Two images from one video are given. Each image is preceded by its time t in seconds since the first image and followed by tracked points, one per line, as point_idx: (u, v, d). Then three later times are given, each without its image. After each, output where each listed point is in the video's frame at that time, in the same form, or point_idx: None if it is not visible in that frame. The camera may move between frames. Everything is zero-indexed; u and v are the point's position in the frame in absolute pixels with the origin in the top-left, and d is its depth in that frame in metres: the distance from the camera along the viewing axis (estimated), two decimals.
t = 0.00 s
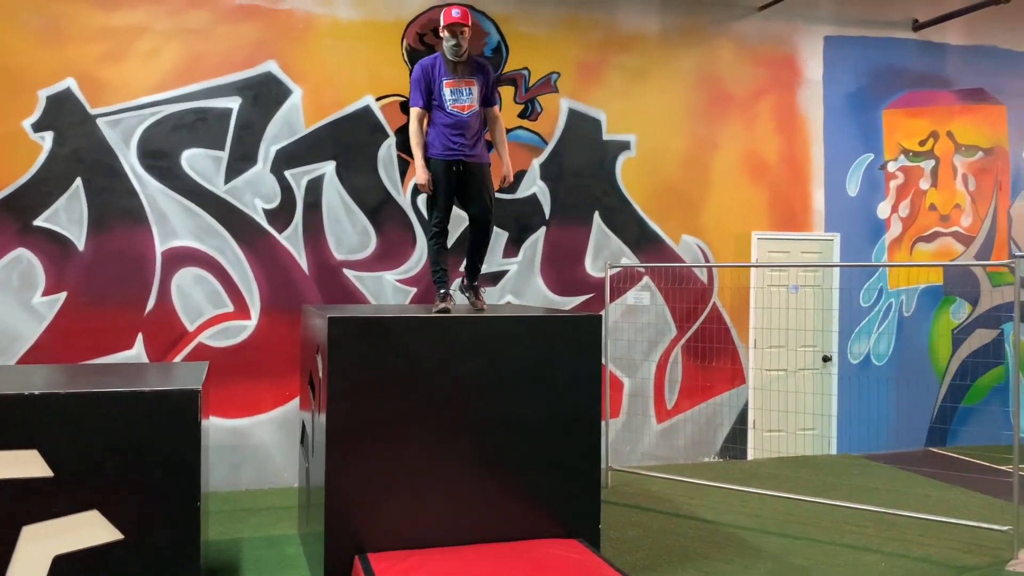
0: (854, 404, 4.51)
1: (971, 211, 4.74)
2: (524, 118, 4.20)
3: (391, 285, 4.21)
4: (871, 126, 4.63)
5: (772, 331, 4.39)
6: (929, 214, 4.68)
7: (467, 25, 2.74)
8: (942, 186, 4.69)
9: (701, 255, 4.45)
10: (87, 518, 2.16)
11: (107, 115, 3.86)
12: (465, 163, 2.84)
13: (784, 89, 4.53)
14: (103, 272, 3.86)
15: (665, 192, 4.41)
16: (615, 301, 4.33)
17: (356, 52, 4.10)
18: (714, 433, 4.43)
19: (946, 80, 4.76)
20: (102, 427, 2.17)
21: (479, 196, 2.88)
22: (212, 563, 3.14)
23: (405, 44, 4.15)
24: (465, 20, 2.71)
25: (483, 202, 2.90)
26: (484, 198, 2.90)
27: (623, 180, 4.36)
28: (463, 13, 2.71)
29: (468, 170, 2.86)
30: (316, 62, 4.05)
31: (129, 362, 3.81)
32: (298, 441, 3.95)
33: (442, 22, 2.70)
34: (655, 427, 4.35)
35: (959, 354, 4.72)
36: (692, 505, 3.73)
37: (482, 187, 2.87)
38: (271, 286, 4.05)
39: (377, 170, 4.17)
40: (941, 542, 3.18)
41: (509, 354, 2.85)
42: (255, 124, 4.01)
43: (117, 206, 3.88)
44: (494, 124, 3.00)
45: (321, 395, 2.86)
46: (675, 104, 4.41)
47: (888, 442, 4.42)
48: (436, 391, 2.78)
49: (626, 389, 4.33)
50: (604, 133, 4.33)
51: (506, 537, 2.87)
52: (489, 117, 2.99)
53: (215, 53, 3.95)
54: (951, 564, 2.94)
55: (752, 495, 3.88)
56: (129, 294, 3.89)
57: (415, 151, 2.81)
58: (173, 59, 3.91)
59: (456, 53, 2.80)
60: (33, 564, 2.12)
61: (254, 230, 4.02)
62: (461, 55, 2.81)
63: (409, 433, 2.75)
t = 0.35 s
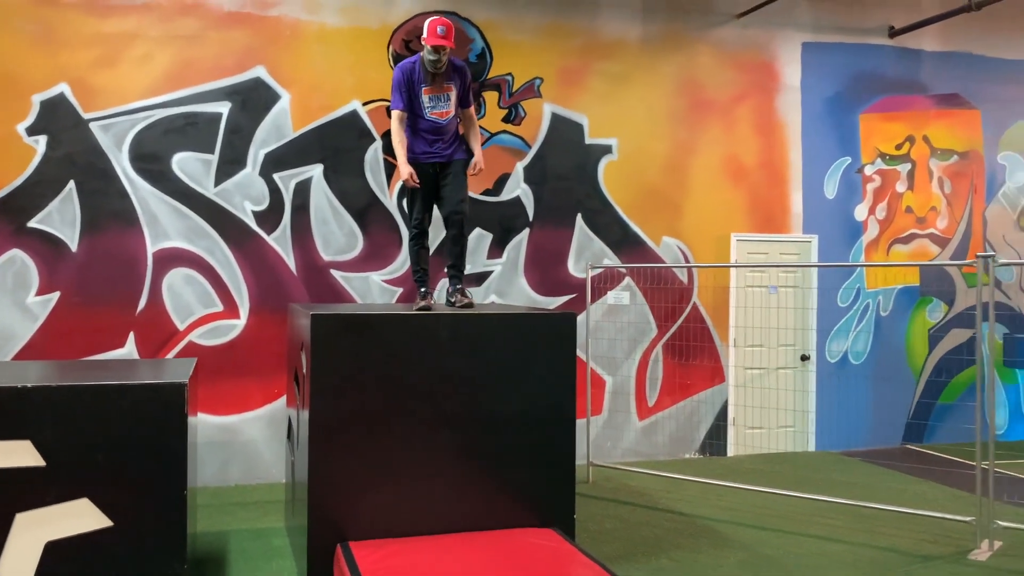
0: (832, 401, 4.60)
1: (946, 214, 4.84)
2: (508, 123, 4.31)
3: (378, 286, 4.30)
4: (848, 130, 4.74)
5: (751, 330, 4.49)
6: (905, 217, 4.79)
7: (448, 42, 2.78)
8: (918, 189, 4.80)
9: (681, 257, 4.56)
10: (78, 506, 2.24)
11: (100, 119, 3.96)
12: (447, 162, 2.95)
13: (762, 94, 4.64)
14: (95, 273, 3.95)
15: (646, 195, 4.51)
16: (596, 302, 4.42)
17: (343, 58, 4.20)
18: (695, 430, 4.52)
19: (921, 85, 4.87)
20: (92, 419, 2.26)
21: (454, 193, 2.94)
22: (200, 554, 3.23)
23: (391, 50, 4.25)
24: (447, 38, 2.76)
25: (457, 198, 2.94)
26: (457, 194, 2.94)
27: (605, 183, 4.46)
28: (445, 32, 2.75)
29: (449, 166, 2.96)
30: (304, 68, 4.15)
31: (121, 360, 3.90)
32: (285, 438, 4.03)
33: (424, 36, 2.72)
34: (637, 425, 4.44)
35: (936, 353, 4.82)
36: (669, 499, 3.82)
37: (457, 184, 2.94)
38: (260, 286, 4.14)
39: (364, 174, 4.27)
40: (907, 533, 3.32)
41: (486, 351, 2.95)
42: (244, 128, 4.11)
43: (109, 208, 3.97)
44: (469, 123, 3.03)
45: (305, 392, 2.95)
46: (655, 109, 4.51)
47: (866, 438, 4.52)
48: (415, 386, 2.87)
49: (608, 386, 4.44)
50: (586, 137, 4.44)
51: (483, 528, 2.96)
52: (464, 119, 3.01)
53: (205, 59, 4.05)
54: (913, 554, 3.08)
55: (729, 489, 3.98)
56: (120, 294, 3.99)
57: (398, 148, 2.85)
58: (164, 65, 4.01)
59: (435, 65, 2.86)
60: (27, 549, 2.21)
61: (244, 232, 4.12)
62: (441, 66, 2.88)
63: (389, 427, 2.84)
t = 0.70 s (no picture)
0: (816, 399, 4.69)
1: (928, 216, 4.94)
2: (497, 127, 4.42)
3: (370, 286, 4.40)
4: (831, 134, 4.84)
5: (735, 329, 4.53)
6: (887, 219, 4.88)
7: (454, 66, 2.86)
8: (900, 192, 4.90)
9: (667, 258, 4.67)
10: (77, 497, 2.34)
11: (99, 123, 4.06)
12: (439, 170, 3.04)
13: (747, 99, 4.74)
14: (93, 273, 4.05)
15: (632, 198, 4.62)
16: (582, 303, 4.54)
17: (336, 64, 4.30)
18: (681, 427, 4.61)
19: (904, 91, 4.98)
20: (90, 413, 2.35)
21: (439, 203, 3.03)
22: (194, 546, 3.32)
23: (383, 56, 4.34)
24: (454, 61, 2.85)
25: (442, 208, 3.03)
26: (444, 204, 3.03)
27: (592, 186, 4.57)
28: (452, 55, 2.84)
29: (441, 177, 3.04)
30: (298, 74, 4.26)
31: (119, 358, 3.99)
32: (278, 434, 4.13)
33: (430, 57, 2.78)
34: (624, 422, 4.55)
35: (918, 352, 4.91)
36: (653, 493, 3.91)
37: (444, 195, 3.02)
38: (255, 286, 4.24)
39: (356, 177, 4.38)
40: (881, 526, 3.43)
41: (470, 348, 3.04)
42: (240, 132, 4.21)
43: (107, 210, 4.07)
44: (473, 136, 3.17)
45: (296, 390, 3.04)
46: (642, 114, 4.62)
47: (848, 437, 4.58)
48: (403, 382, 2.96)
49: (595, 384, 4.55)
50: (574, 141, 4.54)
51: (469, 520, 3.05)
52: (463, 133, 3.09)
53: (201, 65, 4.15)
54: (885, 546, 3.19)
55: (711, 484, 4.08)
56: (117, 293, 4.08)
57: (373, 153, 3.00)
58: (161, 71, 4.11)
59: (437, 86, 2.89)
60: (28, 538, 2.30)
61: (239, 234, 4.22)
62: (445, 88, 2.91)
63: (377, 421, 2.93)
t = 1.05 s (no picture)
0: (807, 393, 4.77)
1: (916, 215, 5.04)
2: (493, 127, 4.53)
3: (368, 282, 4.50)
4: (820, 134, 4.93)
5: (727, 325, 4.67)
6: (876, 217, 4.98)
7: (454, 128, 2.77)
8: (888, 191, 4.99)
9: (659, 255, 4.76)
10: (85, 483, 2.43)
11: (103, 123, 4.15)
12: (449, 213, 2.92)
13: (737, 100, 4.84)
14: (97, 269, 4.14)
15: (625, 196, 4.72)
16: (576, 300, 4.65)
17: (335, 66, 4.39)
18: (673, 421, 4.70)
19: (892, 91, 5.07)
20: (97, 402, 2.44)
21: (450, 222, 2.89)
22: (196, 535, 3.40)
23: (381, 57, 4.43)
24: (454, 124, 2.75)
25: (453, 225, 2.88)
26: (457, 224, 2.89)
27: (586, 185, 4.67)
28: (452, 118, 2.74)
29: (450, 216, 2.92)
30: (297, 75, 4.35)
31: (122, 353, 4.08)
32: (278, 426, 4.22)
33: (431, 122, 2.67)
34: (616, 416, 4.64)
35: (906, 347, 5.01)
36: (644, 485, 4.00)
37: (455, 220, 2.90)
38: (255, 282, 4.33)
39: (355, 177, 4.45)
40: (865, 515, 3.53)
41: (464, 340, 3.13)
42: (240, 132, 4.30)
43: (110, 208, 4.16)
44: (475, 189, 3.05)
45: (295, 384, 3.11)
46: (634, 114, 4.71)
47: (839, 431, 4.72)
48: (398, 373, 3.05)
49: (589, 379, 4.64)
50: (568, 141, 4.64)
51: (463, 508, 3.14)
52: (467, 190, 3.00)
53: (202, 66, 4.25)
54: (868, 533, 3.29)
55: (701, 476, 4.17)
56: (121, 289, 4.17)
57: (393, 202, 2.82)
58: (163, 72, 4.21)
59: (439, 149, 2.79)
60: (38, 522, 2.39)
61: (239, 231, 4.31)
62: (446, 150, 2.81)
63: (374, 411, 3.02)
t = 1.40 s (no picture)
0: (801, 386, 4.82)
1: (908, 212, 5.11)
2: (491, 125, 4.61)
3: (367, 278, 4.56)
4: (813, 132, 5.01)
5: (720, 319, 4.74)
6: (868, 214, 5.05)
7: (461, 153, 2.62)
8: (880, 188, 5.06)
9: (654, 252, 4.84)
10: (93, 470, 2.51)
11: (107, 121, 4.23)
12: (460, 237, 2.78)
13: (731, 98, 4.91)
14: (102, 265, 4.22)
15: (620, 194, 4.79)
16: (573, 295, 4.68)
17: (335, 65, 4.46)
18: (668, 415, 4.77)
19: (884, 90, 5.14)
20: (105, 392, 2.52)
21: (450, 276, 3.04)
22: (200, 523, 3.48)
23: (380, 57, 4.50)
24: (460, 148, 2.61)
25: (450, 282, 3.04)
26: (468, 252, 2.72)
27: (583, 182, 4.75)
28: (458, 143, 2.60)
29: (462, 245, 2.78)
30: (298, 74, 4.43)
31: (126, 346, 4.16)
32: (279, 418, 4.30)
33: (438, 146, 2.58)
34: (612, 410, 4.71)
35: (898, 343, 5.09)
36: (639, 476, 4.08)
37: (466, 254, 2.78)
38: (256, 277, 4.40)
39: (355, 174, 4.52)
40: (854, 505, 3.61)
41: (460, 333, 3.20)
42: (241, 130, 4.38)
43: (115, 205, 4.24)
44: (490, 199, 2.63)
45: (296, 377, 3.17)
46: (630, 113, 4.79)
47: (830, 424, 4.87)
48: (396, 365, 3.12)
49: (585, 372, 4.71)
50: (565, 139, 4.72)
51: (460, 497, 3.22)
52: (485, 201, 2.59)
53: (205, 65, 4.32)
54: (855, 522, 3.36)
55: (695, 468, 4.24)
56: (125, 284, 4.25)
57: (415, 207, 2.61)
58: (166, 71, 4.29)
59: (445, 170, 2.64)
60: (47, 508, 2.46)
61: (241, 227, 4.39)
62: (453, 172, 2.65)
63: (372, 401, 3.10)
